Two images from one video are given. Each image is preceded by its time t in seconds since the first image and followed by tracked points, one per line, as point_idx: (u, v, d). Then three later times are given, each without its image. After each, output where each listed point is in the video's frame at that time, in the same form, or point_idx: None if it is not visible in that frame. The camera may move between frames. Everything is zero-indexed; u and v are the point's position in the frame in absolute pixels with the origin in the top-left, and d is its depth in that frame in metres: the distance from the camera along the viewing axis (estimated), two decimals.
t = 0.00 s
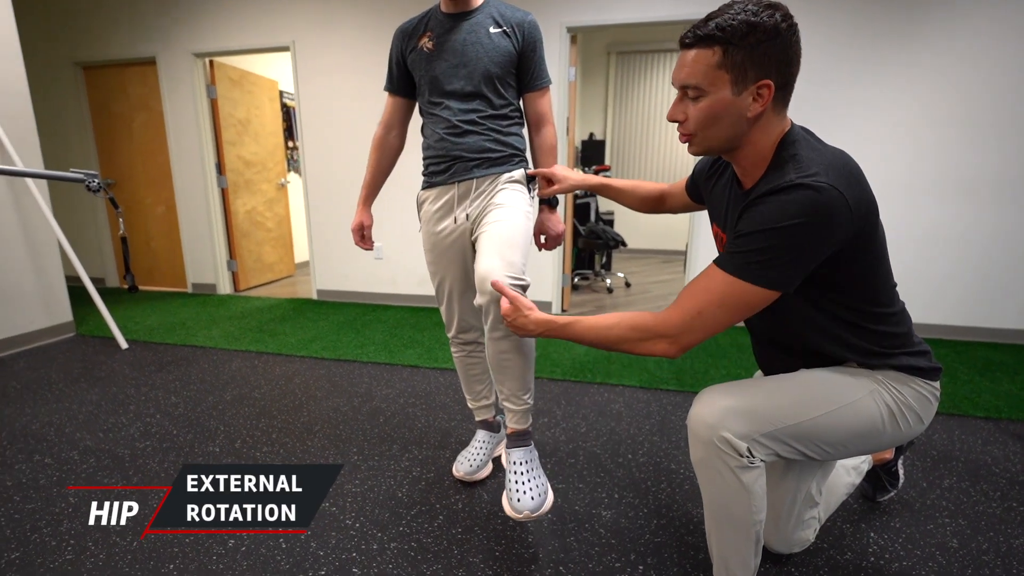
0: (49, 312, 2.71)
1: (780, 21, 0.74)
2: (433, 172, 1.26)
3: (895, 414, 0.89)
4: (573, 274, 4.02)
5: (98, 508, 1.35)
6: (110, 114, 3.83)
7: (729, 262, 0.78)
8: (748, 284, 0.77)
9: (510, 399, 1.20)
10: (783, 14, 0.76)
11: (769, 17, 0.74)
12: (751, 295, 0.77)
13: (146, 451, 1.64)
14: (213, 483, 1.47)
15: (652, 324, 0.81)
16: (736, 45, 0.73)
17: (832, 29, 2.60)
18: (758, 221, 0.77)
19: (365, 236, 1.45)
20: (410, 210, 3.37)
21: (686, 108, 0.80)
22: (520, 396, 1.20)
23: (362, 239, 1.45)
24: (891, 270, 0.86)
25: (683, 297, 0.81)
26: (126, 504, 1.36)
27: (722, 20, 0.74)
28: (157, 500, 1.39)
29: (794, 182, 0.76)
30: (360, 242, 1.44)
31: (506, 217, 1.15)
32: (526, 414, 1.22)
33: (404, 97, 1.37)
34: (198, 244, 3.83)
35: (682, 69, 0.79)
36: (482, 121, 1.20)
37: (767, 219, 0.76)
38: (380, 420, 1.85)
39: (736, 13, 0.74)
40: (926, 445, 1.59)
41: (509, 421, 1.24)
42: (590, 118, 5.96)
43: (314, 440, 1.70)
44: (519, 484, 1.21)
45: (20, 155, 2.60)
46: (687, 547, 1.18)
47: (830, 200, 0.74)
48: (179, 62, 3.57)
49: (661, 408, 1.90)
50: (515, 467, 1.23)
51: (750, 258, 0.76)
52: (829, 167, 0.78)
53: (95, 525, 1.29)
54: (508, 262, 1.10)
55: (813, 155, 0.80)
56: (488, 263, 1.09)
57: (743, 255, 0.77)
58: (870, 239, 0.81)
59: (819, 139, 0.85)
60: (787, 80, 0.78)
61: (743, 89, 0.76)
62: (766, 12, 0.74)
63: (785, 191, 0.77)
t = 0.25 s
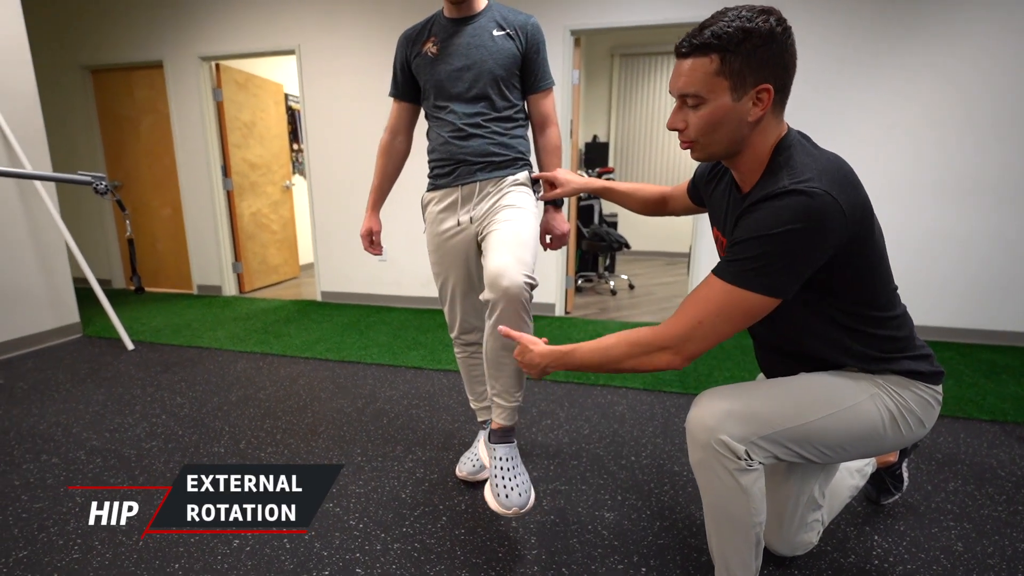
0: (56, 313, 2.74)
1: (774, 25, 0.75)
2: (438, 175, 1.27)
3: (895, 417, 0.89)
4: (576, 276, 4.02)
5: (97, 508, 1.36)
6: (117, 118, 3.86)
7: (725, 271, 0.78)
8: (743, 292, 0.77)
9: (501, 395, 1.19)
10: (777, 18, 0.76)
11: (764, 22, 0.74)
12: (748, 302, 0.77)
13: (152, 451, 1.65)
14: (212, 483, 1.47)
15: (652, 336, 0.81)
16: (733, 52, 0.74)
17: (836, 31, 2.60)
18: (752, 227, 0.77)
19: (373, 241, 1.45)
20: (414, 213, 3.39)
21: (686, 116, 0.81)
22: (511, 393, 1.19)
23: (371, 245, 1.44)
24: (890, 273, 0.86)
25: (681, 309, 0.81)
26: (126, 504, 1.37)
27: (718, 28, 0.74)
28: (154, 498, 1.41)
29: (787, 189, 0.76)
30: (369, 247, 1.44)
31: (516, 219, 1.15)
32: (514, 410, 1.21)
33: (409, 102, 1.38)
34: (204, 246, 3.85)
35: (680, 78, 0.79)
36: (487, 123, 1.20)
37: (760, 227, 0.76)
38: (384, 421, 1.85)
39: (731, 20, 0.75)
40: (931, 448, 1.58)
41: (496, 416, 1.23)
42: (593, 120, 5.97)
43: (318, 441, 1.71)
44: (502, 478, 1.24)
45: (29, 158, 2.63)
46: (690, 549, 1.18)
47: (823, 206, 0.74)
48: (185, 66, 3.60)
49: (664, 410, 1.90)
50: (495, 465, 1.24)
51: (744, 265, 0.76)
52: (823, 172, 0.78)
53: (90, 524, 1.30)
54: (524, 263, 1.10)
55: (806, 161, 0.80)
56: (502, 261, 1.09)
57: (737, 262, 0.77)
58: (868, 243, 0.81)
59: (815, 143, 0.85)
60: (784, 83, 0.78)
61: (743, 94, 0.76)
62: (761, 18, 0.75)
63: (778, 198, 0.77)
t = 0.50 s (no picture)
0: (60, 314, 2.75)
1: (765, 34, 0.75)
2: (443, 177, 1.27)
3: (894, 418, 0.89)
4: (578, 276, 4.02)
5: (97, 509, 1.37)
6: (121, 120, 3.88)
7: (696, 283, 0.79)
8: (709, 305, 0.78)
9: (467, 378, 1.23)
10: (768, 26, 0.76)
11: (755, 30, 0.75)
12: (712, 316, 0.78)
13: (156, 452, 1.66)
14: (212, 484, 1.48)
15: (623, 343, 0.83)
16: (724, 59, 0.74)
17: (837, 31, 2.60)
18: (717, 245, 0.79)
19: (381, 247, 1.44)
20: (416, 213, 3.40)
21: (675, 121, 0.81)
22: (476, 379, 1.23)
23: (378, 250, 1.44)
24: (886, 277, 0.86)
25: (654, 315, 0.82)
26: (125, 504, 1.38)
27: (709, 34, 0.75)
28: (150, 497, 1.42)
29: (751, 207, 0.77)
30: (377, 253, 1.43)
31: (523, 218, 1.17)
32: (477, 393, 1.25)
33: (413, 106, 1.39)
34: (207, 247, 3.86)
35: (670, 83, 0.79)
36: (492, 125, 1.21)
37: (723, 245, 0.78)
38: (386, 421, 1.86)
39: (722, 27, 0.75)
40: (933, 448, 1.58)
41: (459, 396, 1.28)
42: (595, 121, 5.98)
43: (321, 442, 1.71)
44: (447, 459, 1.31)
45: (33, 160, 2.65)
46: (692, 549, 1.18)
47: (786, 224, 0.74)
48: (188, 68, 3.61)
49: (666, 411, 1.90)
50: (445, 444, 1.30)
51: (707, 283, 0.78)
52: (792, 187, 0.77)
53: (93, 524, 1.31)
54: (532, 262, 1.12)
55: (779, 176, 0.79)
56: (510, 254, 1.10)
57: (701, 280, 0.78)
58: (844, 253, 0.80)
59: (798, 151, 0.84)
60: (774, 92, 0.78)
61: (732, 102, 0.77)
62: (752, 25, 0.75)
63: (747, 215, 0.77)
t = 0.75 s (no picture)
0: (66, 315, 2.77)
1: (763, 35, 0.76)
2: (448, 178, 1.27)
3: (897, 420, 0.89)
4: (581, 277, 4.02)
5: (98, 508, 1.38)
6: (127, 122, 3.91)
7: (691, 267, 0.79)
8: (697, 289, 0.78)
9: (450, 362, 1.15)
10: (766, 27, 0.77)
11: (752, 31, 0.75)
12: (698, 303, 0.78)
13: (160, 452, 1.67)
14: (213, 483, 1.49)
15: (606, 317, 0.83)
16: (723, 61, 0.74)
17: (842, 31, 2.59)
18: (716, 235, 0.78)
19: (388, 250, 1.45)
20: (419, 215, 3.41)
21: (675, 124, 0.81)
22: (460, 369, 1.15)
23: (385, 253, 1.45)
24: (887, 277, 0.86)
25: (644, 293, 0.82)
26: (126, 504, 1.39)
27: (707, 37, 0.75)
28: (152, 498, 1.42)
29: (754, 199, 0.77)
30: (383, 256, 1.43)
31: (521, 215, 1.16)
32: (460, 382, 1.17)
33: (418, 108, 1.39)
34: (212, 248, 3.88)
35: (670, 86, 0.79)
36: (497, 127, 1.21)
37: (722, 235, 0.77)
38: (390, 422, 1.86)
39: (720, 29, 0.75)
40: (937, 449, 1.57)
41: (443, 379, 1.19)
42: (598, 122, 5.98)
43: (325, 442, 1.72)
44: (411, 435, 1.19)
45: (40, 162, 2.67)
46: (695, 550, 1.18)
47: (789, 219, 0.74)
48: (193, 70, 3.64)
49: (669, 411, 1.90)
50: (418, 417, 1.19)
51: (704, 271, 0.77)
52: (795, 183, 0.77)
53: (96, 524, 1.32)
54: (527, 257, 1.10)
55: (783, 172, 0.79)
56: (505, 247, 1.07)
57: (699, 267, 0.78)
58: (846, 252, 0.80)
59: (801, 151, 0.84)
60: (774, 91, 0.78)
61: (732, 103, 0.77)
62: (750, 27, 0.75)
63: (748, 208, 0.77)
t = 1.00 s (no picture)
0: (72, 316, 2.79)
1: (771, 31, 0.76)
2: (452, 179, 1.28)
3: (902, 420, 0.88)
4: (584, 278, 4.02)
5: (98, 508, 1.38)
6: (132, 125, 3.94)
7: (705, 267, 0.78)
8: (713, 290, 0.77)
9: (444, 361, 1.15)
10: (772, 25, 0.77)
11: (760, 28, 0.75)
12: (715, 304, 0.77)
13: (165, 452, 1.68)
14: (214, 483, 1.50)
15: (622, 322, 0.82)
16: (733, 56, 0.74)
17: (847, 30, 2.57)
18: (730, 235, 0.78)
19: (393, 252, 1.45)
20: (423, 216, 3.41)
21: (685, 121, 0.80)
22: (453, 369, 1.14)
23: (390, 255, 1.45)
24: (894, 276, 0.85)
25: (659, 296, 0.81)
26: (126, 504, 1.40)
27: (716, 32, 0.74)
28: (156, 498, 1.43)
29: (769, 197, 0.76)
30: (388, 258, 1.43)
31: (522, 214, 1.15)
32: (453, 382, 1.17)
33: (422, 110, 1.40)
34: (216, 250, 3.90)
35: (679, 83, 0.79)
36: (501, 128, 1.21)
37: (736, 234, 0.77)
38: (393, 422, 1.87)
39: (729, 25, 0.75)
40: (944, 451, 1.56)
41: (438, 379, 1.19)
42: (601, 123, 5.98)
43: (329, 442, 1.73)
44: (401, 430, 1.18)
45: (47, 164, 2.69)
46: (699, 551, 1.18)
47: (803, 217, 0.74)
48: (198, 73, 3.66)
49: (673, 412, 1.90)
50: (408, 418, 1.19)
51: (718, 271, 0.77)
52: (809, 181, 0.77)
53: (101, 523, 1.32)
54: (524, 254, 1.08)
55: (793, 171, 0.79)
56: (501, 244, 1.06)
57: (713, 266, 0.78)
58: (856, 251, 0.80)
59: (809, 150, 0.84)
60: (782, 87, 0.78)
61: (742, 98, 0.76)
62: (757, 24, 0.75)
63: (762, 207, 0.77)
